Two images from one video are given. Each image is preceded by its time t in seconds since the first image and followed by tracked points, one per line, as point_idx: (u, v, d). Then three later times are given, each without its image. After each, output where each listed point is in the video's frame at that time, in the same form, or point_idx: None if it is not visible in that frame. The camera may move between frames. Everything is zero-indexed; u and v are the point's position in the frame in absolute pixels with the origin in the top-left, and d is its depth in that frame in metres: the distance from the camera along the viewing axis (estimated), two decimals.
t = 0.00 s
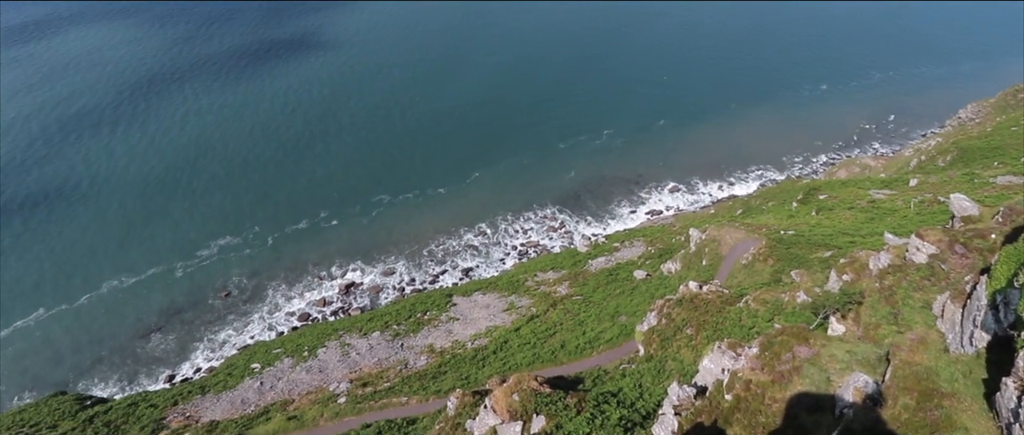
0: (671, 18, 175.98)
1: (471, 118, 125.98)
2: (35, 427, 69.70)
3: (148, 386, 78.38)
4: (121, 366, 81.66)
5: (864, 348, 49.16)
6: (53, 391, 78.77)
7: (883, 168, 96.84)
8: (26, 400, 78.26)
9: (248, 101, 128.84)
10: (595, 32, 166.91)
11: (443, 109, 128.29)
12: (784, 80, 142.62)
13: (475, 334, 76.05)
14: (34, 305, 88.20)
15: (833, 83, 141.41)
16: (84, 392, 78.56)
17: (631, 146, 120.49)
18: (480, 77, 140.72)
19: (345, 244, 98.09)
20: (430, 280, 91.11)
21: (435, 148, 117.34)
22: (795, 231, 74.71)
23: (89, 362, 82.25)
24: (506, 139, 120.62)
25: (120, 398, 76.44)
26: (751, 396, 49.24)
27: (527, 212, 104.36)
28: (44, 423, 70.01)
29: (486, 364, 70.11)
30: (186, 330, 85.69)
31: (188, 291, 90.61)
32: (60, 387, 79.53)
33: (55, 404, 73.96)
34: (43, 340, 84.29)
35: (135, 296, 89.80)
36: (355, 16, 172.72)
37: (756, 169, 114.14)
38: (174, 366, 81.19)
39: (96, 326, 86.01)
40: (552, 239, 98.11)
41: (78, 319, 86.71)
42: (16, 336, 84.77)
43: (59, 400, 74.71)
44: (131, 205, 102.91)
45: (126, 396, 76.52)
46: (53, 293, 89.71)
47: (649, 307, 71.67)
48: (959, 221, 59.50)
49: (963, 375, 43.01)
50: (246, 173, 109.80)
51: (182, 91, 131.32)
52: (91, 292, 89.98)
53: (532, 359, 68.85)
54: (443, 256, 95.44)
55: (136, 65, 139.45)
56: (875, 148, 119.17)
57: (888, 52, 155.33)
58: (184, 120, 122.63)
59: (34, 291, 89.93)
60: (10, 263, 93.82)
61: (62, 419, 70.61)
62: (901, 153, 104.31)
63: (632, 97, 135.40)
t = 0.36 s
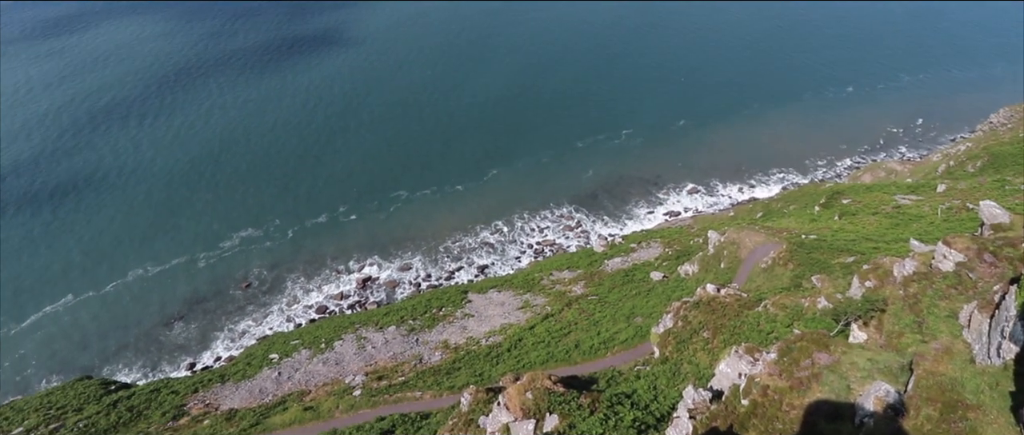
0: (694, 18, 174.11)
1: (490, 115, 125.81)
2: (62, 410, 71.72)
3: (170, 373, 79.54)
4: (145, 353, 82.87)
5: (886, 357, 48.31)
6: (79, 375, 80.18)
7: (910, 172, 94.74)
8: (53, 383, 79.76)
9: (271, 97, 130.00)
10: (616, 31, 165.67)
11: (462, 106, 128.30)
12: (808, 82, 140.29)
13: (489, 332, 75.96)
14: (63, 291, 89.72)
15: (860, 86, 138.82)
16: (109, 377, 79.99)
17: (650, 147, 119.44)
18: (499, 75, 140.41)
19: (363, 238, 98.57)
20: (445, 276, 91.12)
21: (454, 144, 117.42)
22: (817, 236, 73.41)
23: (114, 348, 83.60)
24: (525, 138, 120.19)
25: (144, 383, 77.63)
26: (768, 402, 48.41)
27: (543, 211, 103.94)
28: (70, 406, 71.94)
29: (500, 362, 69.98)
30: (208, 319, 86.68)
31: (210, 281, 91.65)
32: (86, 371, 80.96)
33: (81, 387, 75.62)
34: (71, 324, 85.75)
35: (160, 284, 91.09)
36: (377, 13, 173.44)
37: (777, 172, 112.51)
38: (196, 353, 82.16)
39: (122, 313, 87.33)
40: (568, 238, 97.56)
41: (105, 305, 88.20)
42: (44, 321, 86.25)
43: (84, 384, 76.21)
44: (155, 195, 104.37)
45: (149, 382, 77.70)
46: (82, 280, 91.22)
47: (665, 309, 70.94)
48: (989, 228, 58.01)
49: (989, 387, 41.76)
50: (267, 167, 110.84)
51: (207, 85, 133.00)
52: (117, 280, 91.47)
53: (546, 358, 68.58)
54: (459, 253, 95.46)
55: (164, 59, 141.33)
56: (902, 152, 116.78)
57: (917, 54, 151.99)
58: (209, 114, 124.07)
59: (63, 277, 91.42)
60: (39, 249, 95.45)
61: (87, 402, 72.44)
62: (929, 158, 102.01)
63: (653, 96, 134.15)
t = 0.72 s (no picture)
0: (717, 17, 172.00)
1: (510, 113, 125.53)
2: (86, 393, 73.04)
3: (191, 360, 80.53)
4: (168, 340, 83.99)
5: (908, 367, 47.14)
6: (104, 360, 81.45)
7: (937, 178, 92.80)
8: (79, 367, 81.03)
9: (293, 91, 131.04)
10: (636, 30, 164.28)
11: (482, 104, 128.24)
12: (833, 84, 137.92)
13: (503, 329, 75.81)
14: (90, 277, 91.17)
15: (886, 89, 136.20)
16: (133, 362, 81.17)
17: (669, 148, 118.40)
18: (518, 73, 140.02)
19: (381, 233, 98.98)
20: (461, 273, 91.07)
21: (472, 141, 117.44)
22: (839, 241, 72.12)
23: (137, 335, 84.77)
24: (543, 136, 119.79)
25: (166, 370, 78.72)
26: (785, 409, 47.60)
27: (560, 210, 103.48)
28: (94, 390, 73.25)
29: (514, 359, 69.85)
30: (228, 308, 87.60)
31: (232, 271, 92.64)
32: (111, 357, 82.20)
33: (106, 372, 76.96)
34: (98, 310, 87.16)
35: (183, 273, 92.25)
36: (398, 10, 173.87)
37: (799, 175, 110.85)
38: (216, 342, 83.10)
39: (146, 301, 88.55)
40: (585, 238, 97.02)
41: (131, 292, 89.51)
42: (72, 306, 87.59)
43: (109, 369, 77.48)
44: (179, 186, 105.77)
45: (171, 368, 78.74)
46: (109, 267, 92.63)
47: (681, 311, 70.21)
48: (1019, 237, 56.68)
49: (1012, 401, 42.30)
50: (288, 161, 111.74)
51: (230, 79, 134.46)
52: (143, 268, 92.82)
53: (560, 357, 68.21)
54: (475, 250, 95.37)
55: (191, 54, 143.04)
56: (930, 157, 114.43)
57: (946, 57, 148.66)
58: (233, 107, 125.41)
59: (90, 264, 92.84)
60: (67, 234, 96.77)
61: (111, 387, 73.76)
62: (958, 164, 99.85)
63: (674, 97, 132.86)
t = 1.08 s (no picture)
0: (740, 18, 169.58)
1: (529, 112, 125.16)
2: (111, 377, 74.44)
3: (211, 348, 81.35)
4: (189, 327, 85.01)
5: (931, 379, 46.01)
6: (128, 345, 82.61)
7: (966, 186, 90.67)
8: (104, 351, 82.30)
9: (315, 86, 131.94)
10: (658, 30, 162.68)
11: (501, 101, 127.97)
12: (859, 87, 135.40)
13: (517, 327, 75.55)
14: (116, 264, 92.64)
15: (915, 93, 133.35)
16: (156, 348, 82.22)
17: (689, 149, 117.14)
18: (538, 72, 139.49)
19: (399, 228, 99.25)
20: (477, 270, 90.94)
21: (491, 139, 117.33)
22: (862, 248, 70.71)
23: (159, 322, 85.93)
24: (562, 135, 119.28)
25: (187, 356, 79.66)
26: (802, 417, 46.51)
27: (576, 210, 102.86)
28: (118, 374, 74.54)
29: (527, 358, 69.56)
30: (248, 298, 88.41)
31: (253, 262, 93.51)
32: (134, 342, 83.34)
33: (130, 356, 78.04)
34: (123, 297, 88.51)
35: (206, 262, 93.28)
36: (419, 8, 174.21)
37: (823, 180, 109.04)
38: (236, 331, 83.90)
39: (170, 288, 89.73)
40: (601, 239, 96.36)
41: (155, 279, 90.84)
42: (98, 291, 89.06)
43: (132, 354, 78.52)
44: (202, 177, 106.99)
45: (192, 355, 79.63)
46: (134, 255, 94.05)
47: (697, 315, 69.37)
48: None
49: None
50: (309, 155, 112.55)
51: (254, 74, 135.83)
52: (167, 256, 94.07)
53: (573, 357, 67.71)
54: (491, 248, 95.18)
55: (215, 48, 144.70)
56: (959, 164, 111.91)
57: (978, 61, 145.08)
58: (257, 101, 126.64)
59: (116, 251, 94.31)
60: (94, 221, 98.38)
61: (134, 372, 74.96)
62: (988, 172, 97.50)
63: (695, 98, 131.38)
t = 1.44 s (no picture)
0: (765, 19, 166.92)
1: (549, 110, 124.67)
2: (134, 361, 75.60)
3: (231, 336, 82.26)
4: (209, 315, 86.06)
5: (955, 392, 45.05)
6: (151, 331, 83.80)
7: (998, 195, 88.38)
8: (128, 336, 83.58)
9: (337, 81, 132.78)
10: (680, 30, 160.91)
11: (521, 99, 127.66)
12: (886, 92, 132.66)
13: (531, 326, 75.31)
14: (142, 252, 94.10)
15: (946, 99, 130.28)
16: (178, 334, 83.31)
17: (710, 151, 115.79)
18: (559, 71, 138.81)
19: (417, 223, 99.54)
20: (492, 267, 90.81)
21: (511, 137, 117.13)
22: (887, 257, 69.24)
23: (182, 309, 87.10)
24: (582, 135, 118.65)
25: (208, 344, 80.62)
26: (820, 427, 45.68)
27: (593, 210, 102.13)
28: (142, 358, 75.70)
29: (540, 357, 69.25)
30: (268, 288, 89.27)
31: (273, 253, 94.39)
32: (157, 328, 84.51)
33: (153, 341, 79.15)
34: (148, 283, 89.86)
35: (229, 252, 94.38)
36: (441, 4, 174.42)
37: (847, 186, 107.13)
38: (255, 320, 84.72)
39: (193, 276, 90.92)
40: (617, 240, 95.65)
41: (180, 267, 92.10)
42: (125, 277, 90.56)
43: (154, 340, 79.59)
44: (226, 168, 108.23)
45: (213, 343, 80.57)
46: (160, 243, 95.46)
47: (714, 319, 68.52)
48: None
49: None
50: (329, 149, 113.30)
51: (278, 68, 137.15)
52: (191, 245, 95.34)
53: (587, 357, 67.24)
54: (507, 245, 95.02)
55: (241, 42, 146.29)
56: (991, 173, 109.18)
57: (1013, 67, 141.29)
58: (280, 95, 127.81)
59: (143, 239, 95.78)
60: (122, 208, 100.05)
61: (157, 356, 76.04)
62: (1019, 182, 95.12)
63: (717, 99, 129.72)
